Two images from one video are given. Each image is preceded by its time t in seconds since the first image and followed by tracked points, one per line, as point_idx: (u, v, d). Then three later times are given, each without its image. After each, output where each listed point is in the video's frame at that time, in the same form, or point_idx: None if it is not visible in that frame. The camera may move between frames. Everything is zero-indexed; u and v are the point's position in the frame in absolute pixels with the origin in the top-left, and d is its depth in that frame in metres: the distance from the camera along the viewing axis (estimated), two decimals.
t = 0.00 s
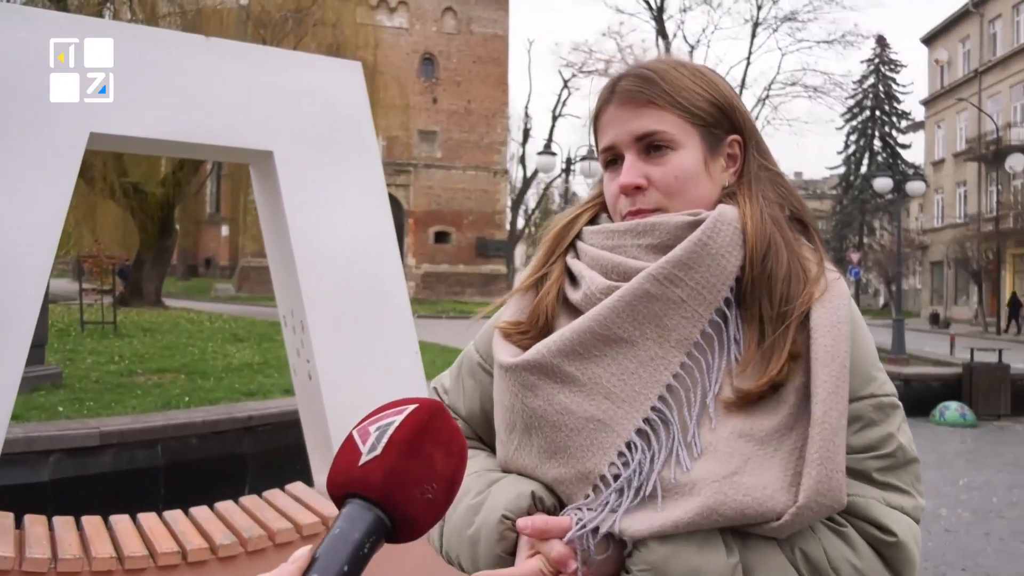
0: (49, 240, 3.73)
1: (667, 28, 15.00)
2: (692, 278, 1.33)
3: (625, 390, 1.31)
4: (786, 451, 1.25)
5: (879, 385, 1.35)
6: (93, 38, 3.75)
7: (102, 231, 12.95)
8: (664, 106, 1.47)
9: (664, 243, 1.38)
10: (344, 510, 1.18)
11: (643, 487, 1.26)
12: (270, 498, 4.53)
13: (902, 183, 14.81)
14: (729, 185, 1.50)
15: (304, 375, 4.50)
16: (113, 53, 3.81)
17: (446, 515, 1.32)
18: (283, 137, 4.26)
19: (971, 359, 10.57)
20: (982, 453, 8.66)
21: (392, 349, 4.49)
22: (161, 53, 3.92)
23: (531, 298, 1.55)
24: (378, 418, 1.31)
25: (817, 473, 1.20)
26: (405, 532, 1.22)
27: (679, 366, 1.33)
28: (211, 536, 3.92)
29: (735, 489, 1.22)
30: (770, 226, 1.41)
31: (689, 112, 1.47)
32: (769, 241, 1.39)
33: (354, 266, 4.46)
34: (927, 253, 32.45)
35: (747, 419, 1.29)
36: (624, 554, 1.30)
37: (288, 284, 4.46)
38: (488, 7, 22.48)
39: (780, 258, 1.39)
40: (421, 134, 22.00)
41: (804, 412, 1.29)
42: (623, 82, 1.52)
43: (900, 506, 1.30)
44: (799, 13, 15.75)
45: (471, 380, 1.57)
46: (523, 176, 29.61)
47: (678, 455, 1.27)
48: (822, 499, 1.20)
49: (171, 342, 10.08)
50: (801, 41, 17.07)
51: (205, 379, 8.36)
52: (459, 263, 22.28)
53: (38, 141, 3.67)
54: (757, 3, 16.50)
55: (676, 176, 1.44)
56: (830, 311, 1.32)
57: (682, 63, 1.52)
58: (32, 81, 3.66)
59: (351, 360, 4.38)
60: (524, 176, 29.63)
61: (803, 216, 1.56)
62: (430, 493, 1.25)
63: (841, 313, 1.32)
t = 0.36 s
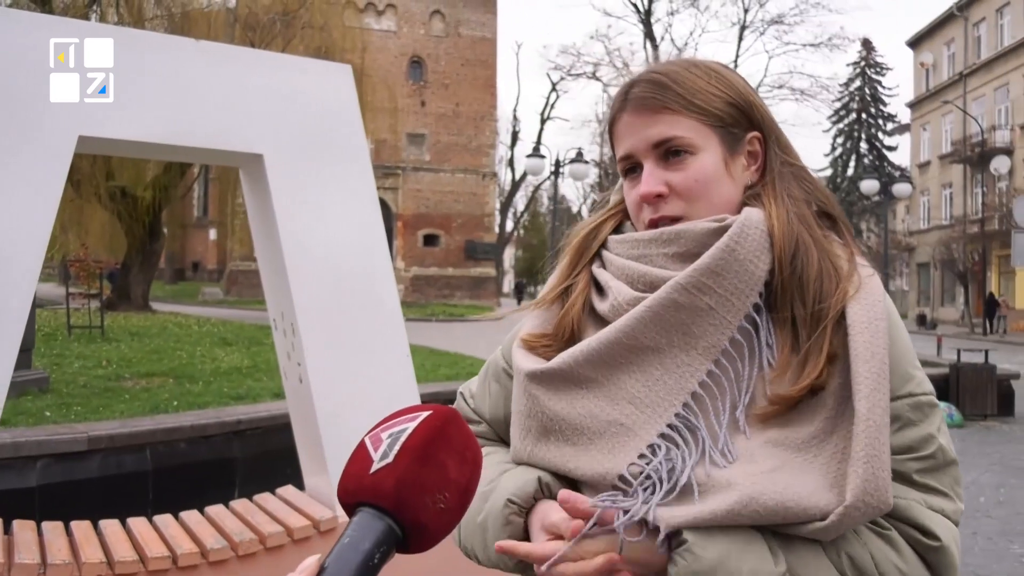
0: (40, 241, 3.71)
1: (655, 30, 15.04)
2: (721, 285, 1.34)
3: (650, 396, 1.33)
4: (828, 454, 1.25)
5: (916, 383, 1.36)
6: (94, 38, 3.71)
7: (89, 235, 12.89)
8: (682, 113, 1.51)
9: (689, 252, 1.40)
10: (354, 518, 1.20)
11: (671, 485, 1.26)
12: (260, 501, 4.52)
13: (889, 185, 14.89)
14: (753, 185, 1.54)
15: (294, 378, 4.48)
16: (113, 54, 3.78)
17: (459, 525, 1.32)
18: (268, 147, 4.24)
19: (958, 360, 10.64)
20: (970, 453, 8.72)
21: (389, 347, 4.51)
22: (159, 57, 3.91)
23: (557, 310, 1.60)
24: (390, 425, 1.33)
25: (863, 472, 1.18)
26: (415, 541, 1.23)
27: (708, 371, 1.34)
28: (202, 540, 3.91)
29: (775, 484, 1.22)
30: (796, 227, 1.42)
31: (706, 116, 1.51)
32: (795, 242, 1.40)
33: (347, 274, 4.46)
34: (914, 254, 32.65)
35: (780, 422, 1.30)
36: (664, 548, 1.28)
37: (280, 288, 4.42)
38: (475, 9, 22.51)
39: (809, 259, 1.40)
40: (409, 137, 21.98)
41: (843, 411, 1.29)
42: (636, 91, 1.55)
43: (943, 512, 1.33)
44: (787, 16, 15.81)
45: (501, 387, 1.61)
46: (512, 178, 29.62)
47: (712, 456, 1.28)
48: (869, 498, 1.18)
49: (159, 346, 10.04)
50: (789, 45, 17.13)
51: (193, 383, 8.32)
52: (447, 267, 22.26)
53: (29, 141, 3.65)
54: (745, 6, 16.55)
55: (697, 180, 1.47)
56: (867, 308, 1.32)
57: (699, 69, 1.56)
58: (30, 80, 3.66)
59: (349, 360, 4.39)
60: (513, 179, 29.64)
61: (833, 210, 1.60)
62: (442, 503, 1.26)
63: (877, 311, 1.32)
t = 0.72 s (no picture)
0: (28, 246, 3.66)
1: (654, 28, 14.99)
2: (727, 281, 1.28)
3: (659, 402, 1.27)
4: (839, 469, 1.21)
5: (935, 389, 1.28)
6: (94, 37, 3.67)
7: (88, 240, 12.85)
8: (696, 106, 1.46)
9: (697, 245, 1.33)
10: (330, 533, 1.13)
11: (672, 517, 1.24)
12: (255, 506, 4.48)
13: (891, 182, 14.79)
14: (766, 178, 1.48)
15: (288, 380, 4.41)
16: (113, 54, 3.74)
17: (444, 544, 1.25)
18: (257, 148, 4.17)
19: (963, 358, 10.54)
20: (975, 451, 8.63)
21: (389, 343, 4.49)
22: (157, 60, 3.88)
23: (561, 312, 1.51)
24: (373, 433, 1.26)
25: (876, 492, 1.13)
26: (396, 559, 1.16)
27: (720, 373, 1.29)
28: (195, 546, 3.87)
29: (780, 516, 1.19)
30: (808, 216, 1.36)
31: (719, 104, 1.46)
32: (807, 231, 1.34)
33: (342, 267, 4.40)
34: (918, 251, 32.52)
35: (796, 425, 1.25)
36: None
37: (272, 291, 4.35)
38: (473, 9, 22.47)
39: (822, 251, 1.33)
40: (409, 138, 21.93)
41: (855, 420, 1.23)
42: (647, 83, 1.52)
43: (958, 531, 1.23)
44: (786, 13, 15.72)
45: (510, 397, 1.54)
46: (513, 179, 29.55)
47: (722, 474, 1.24)
48: (882, 520, 1.13)
49: (159, 351, 9.99)
50: (789, 41, 17.05)
51: (192, 388, 8.27)
52: (449, 268, 22.19)
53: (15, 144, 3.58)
54: (743, 3, 16.48)
55: (707, 170, 1.42)
56: (878, 304, 1.26)
57: (709, 61, 1.52)
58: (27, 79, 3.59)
59: (349, 366, 4.35)
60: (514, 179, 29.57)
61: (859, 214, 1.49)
62: (426, 518, 1.20)
63: (895, 303, 1.26)
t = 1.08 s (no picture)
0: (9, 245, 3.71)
1: (656, 24, 14.90)
2: (697, 284, 1.21)
3: (622, 407, 1.19)
4: (796, 476, 1.11)
5: (903, 401, 1.20)
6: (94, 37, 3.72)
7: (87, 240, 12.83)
8: (678, 103, 1.36)
9: (666, 247, 1.26)
10: (264, 545, 1.04)
11: (629, 526, 1.15)
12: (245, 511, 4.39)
13: (897, 177, 14.63)
14: (743, 183, 1.39)
15: (276, 383, 4.41)
16: (113, 54, 3.78)
17: (385, 553, 1.17)
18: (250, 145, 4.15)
19: (969, 355, 10.40)
20: (982, 450, 8.50)
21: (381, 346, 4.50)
22: (156, 61, 3.88)
23: (528, 312, 1.41)
24: (313, 439, 1.17)
25: (828, 507, 1.05)
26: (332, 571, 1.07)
27: (685, 381, 1.20)
28: (182, 551, 3.79)
29: (729, 529, 1.10)
30: (781, 220, 1.27)
31: (698, 104, 1.37)
32: (780, 238, 1.26)
33: (335, 267, 4.41)
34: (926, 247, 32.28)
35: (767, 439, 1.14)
36: None
37: (258, 293, 4.36)
38: (474, 7, 22.43)
39: (794, 255, 1.25)
40: (411, 137, 21.90)
41: (815, 433, 1.13)
42: (626, 78, 1.42)
43: (918, 547, 1.15)
44: (789, 7, 15.60)
45: (475, 400, 1.43)
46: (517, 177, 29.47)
47: (679, 483, 1.15)
48: (832, 535, 1.05)
49: (158, 352, 9.94)
50: (793, 35, 16.94)
51: (191, 390, 8.21)
52: (452, 267, 22.13)
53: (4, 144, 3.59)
54: None
55: (685, 172, 1.33)
56: (847, 318, 1.17)
57: (693, 56, 1.41)
58: (24, 79, 3.61)
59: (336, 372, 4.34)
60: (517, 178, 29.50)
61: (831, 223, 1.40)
62: (364, 529, 1.12)
63: (865, 318, 1.17)
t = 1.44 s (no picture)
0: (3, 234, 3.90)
1: (662, 20, 14.78)
2: (664, 292, 1.16)
3: (578, 409, 1.14)
4: (752, 489, 1.06)
5: (866, 419, 1.13)
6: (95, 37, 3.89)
7: (89, 239, 12.79)
8: (647, 110, 1.30)
9: (635, 253, 1.21)
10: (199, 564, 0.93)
11: (581, 530, 1.09)
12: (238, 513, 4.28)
13: (906, 174, 14.46)
14: (716, 192, 1.33)
15: (270, 384, 4.46)
16: (113, 52, 3.95)
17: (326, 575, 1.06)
18: (246, 145, 4.31)
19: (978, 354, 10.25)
20: (992, 451, 8.35)
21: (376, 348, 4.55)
22: (154, 59, 4.05)
23: (493, 308, 1.37)
24: (251, 455, 1.04)
25: (783, 520, 1.01)
26: None
27: (645, 387, 1.15)
28: (172, 555, 3.68)
29: (685, 537, 1.04)
30: (755, 234, 1.22)
31: (672, 112, 1.30)
32: (752, 252, 1.20)
33: (318, 266, 4.48)
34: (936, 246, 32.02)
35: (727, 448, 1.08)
36: None
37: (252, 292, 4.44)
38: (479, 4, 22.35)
39: (767, 269, 1.20)
40: (416, 135, 21.83)
41: (776, 446, 1.09)
42: (598, 82, 1.35)
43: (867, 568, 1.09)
44: (797, 3, 15.45)
45: (433, 395, 1.35)
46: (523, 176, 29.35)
47: (633, 488, 1.10)
48: (784, 548, 1.01)
49: (159, 352, 9.89)
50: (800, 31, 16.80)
51: (191, 390, 8.14)
52: (457, 266, 22.07)
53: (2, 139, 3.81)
54: None
55: (657, 182, 1.27)
56: (812, 335, 1.12)
57: (659, 62, 1.35)
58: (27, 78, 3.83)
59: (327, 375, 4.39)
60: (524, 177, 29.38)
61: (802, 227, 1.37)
62: (302, 548, 1.00)
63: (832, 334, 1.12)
